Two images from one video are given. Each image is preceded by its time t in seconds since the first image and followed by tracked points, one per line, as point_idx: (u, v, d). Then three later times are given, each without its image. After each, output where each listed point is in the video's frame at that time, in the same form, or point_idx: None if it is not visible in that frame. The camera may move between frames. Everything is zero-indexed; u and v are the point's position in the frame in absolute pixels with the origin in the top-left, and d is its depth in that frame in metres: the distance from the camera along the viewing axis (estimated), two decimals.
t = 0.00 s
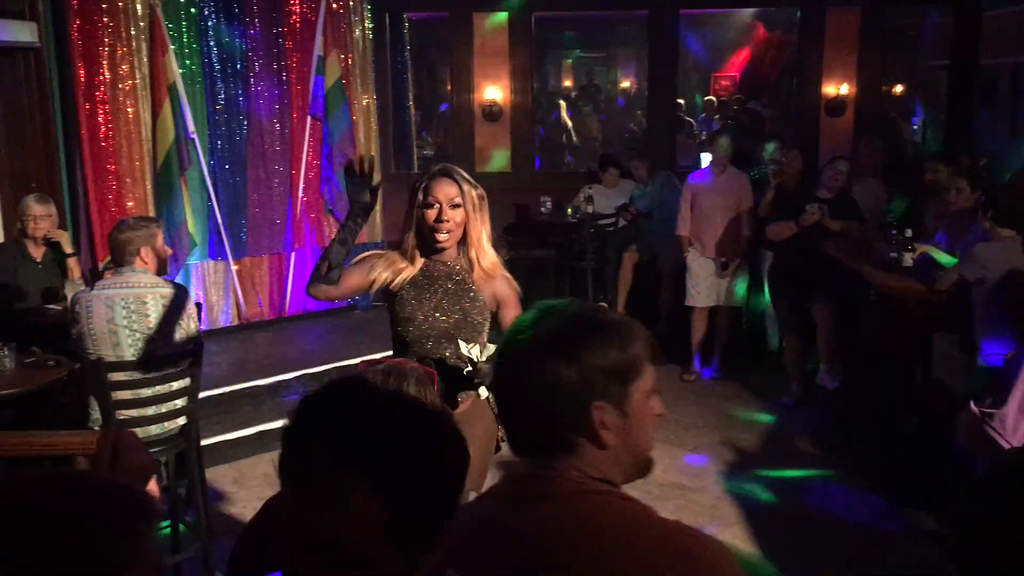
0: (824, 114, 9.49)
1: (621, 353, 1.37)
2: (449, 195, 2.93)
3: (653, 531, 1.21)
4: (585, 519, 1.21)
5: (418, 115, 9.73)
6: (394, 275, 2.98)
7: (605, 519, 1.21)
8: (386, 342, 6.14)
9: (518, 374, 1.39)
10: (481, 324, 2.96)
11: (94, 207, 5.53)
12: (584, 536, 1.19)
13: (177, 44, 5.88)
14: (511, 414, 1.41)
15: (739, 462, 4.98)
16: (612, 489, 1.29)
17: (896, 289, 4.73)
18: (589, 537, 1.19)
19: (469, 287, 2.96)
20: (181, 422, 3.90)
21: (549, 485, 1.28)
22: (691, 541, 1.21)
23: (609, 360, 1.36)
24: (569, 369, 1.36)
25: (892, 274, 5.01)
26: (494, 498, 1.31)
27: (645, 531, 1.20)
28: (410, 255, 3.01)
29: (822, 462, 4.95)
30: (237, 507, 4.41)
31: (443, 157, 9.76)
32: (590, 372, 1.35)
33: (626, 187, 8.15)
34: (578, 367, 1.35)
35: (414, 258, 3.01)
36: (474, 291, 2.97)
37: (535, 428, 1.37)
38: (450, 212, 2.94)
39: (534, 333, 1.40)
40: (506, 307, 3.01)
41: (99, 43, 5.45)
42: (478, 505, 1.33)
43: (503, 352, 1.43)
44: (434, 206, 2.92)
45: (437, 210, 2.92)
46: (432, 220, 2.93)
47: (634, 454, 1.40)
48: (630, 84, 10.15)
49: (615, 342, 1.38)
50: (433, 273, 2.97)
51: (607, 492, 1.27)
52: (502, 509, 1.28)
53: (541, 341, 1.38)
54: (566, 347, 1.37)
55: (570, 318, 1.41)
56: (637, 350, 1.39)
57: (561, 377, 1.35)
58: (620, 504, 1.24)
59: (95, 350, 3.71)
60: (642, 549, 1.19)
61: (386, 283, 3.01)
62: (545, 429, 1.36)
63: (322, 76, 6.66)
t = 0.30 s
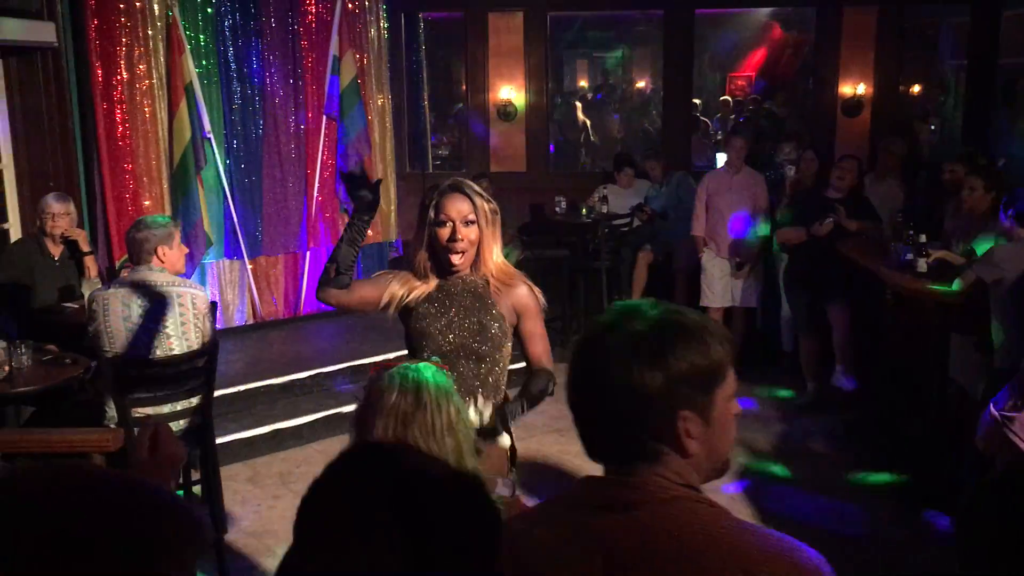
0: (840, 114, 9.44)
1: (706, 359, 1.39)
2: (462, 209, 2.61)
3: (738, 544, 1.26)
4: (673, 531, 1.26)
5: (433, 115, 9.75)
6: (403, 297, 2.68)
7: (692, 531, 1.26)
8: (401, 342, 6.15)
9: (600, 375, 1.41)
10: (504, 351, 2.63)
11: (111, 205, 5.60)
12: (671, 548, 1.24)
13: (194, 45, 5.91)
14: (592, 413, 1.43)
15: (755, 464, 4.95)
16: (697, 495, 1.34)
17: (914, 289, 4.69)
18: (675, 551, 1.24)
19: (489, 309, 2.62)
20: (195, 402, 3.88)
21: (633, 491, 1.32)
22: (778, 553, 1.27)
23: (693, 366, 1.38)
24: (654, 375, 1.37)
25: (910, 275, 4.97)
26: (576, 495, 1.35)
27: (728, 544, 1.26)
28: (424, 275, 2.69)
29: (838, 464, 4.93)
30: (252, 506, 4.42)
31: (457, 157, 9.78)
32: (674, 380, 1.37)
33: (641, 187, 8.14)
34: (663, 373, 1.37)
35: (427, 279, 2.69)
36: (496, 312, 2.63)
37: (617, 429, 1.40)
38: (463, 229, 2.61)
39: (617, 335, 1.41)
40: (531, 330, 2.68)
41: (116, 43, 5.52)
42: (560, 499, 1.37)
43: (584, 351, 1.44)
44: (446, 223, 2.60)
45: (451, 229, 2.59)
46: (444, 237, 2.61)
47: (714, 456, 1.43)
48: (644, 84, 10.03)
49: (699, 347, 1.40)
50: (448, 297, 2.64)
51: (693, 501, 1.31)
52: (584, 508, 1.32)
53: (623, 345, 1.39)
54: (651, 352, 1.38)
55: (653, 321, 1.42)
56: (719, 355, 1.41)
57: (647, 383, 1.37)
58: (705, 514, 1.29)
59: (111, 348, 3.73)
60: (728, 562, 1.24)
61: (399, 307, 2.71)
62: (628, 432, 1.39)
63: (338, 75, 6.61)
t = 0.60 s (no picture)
0: (850, 115, 9.42)
1: (769, 366, 1.40)
2: (486, 217, 2.61)
3: (809, 553, 1.27)
4: (741, 539, 1.27)
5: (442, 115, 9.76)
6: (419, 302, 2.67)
7: (763, 540, 1.27)
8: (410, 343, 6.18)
9: (661, 376, 1.40)
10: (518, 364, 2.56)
11: (122, 205, 5.61)
12: (742, 555, 1.26)
13: (204, 45, 5.94)
14: (644, 417, 1.43)
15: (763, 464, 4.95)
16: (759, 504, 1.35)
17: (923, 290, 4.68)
18: (746, 559, 1.25)
19: (501, 320, 2.57)
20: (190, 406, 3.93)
21: (696, 499, 1.33)
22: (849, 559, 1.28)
23: (760, 373, 1.38)
24: (720, 383, 1.38)
25: (920, 275, 4.96)
26: (637, 496, 1.38)
27: (799, 555, 1.27)
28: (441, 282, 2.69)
29: (847, 465, 4.92)
30: (261, 505, 4.44)
31: (467, 157, 9.79)
32: (741, 387, 1.38)
33: (650, 188, 8.13)
34: (731, 380, 1.38)
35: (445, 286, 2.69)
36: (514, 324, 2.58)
37: (677, 433, 1.40)
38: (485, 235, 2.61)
39: (678, 340, 1.41)
40: (547, 347, 2.61)
41: (127, 44, 5.53)
42: (619, 500, 1.39)
43: (644, 350, 1.44)
44: (467, 230, 2.61)
45: (471, 235, 2.60)
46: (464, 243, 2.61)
47: (774, 463, 1.45)
48: (653, 83, 9.98)
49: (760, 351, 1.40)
50: (464, 302, 2.61)
51: (760, 512, 1.32)
52: (642, 514, 1.34)
53: (683, 351, 1.40)
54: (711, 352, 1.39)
55: (712, 324, 1.42)
56: (780, 358, 1.41)
57: (714, 390, 1.37)
58: (773, 524, 1.30)
59: (122, 347, 3.76)
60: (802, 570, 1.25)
61: (416, 314, 2.69)
62: (687, 436, 1.39)
63: (347, 76, 6.64)
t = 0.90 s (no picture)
0: (858, 114, 9.42)
1: (801, 365, 1.40)
2: (523, 216, 2.60)
3: (837, 553, 1.27)
4: (770, 538, 1.27)
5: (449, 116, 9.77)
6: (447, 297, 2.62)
7: (795, 542, 1.27)
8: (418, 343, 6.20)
9: (697, 376, 1.40)
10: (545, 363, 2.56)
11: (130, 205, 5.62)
12: (771, 554, 1.25)
13: (212, 45, 5.94)
14: (673, 415, 1.44)
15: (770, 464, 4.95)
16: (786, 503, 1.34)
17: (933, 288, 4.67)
18: (777, 558, 1.25)
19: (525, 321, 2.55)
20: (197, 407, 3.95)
21: (721, 498, 1.33)
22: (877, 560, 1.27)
23: (789, 373, 1.39)
24: (755, 382, 1.38)
25: (929, 275, 4.95)
26: (662, 496, 1.37)
27: (832, 556, 1.26)
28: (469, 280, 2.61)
29: (854, 464, 4.92)
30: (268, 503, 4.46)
31: (474, 157, 9.79)
32: (774, 388, 1.38)
33: (657, 187, 8.12)
34: (763, 380, 1.38)
35: (470, 283, 2.61)
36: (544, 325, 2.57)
37: (705, 433, 1.40)
38: (519, 235, 2.59)
39: (712, 342, 1.41)
40: (574, 348, 2.61)
41: (135, 44, 5.54)
42: (644, 500, 1.39)
43: (675, 350, 1.45)
44: (504, 229, 2.58)
45: (507, 234, 2.57)
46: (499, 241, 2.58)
47: (799, 464, 1.45)
48: (661, 83, 10.04)
49: (791, 353, 1.40)
50: (496, 299, 2.57)
51: (787, 511, 1.32)
52: (668, 512, 1.34)
53: (716, 353, 1.40)
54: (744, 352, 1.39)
55: (744, 325, 1.42)
56: (808, 358, 1.41)
57: (747, 390, 1.38)
58: (801, 524, 1.30)
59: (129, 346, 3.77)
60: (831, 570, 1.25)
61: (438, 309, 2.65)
62: (717, 435, 1.40)
63: (355, 76, 6.64)
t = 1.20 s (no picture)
0: (861, 114, 9.41)
1: (817, 370, 1.41)
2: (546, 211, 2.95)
3: (847, 554, 1.26)
4: (777, 536, 1.27)
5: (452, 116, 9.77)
6: (529, 288, 2.68)
7: (802, 540, 1.26)
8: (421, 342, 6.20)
9: (716, 376, 1.40)
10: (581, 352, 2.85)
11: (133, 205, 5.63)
12: (778, 552, 1.25)
13: (215, 45, 5.95)
14: (684, 414, 1.45)
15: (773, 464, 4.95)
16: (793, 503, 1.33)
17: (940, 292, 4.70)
18: (784, 556, 1.25)
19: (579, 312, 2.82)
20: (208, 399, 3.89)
21: (728, 497, 1.32)
22: (888, 560, 1.26)
23: (802, 383, 1.40)
24: (778, 381, 1.39)
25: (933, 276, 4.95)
26: (668, 495, 1.36)
27: (840, 556, 1.26)
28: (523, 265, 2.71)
29: (857, 464, 4.92)
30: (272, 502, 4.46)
31: (477, 157, 9.78)
32: (800, 390, 1.39)
33: (660, 187, 8.12)
34: (787, 380, 1.39)
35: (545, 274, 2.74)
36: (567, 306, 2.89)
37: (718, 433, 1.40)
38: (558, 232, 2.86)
39: (732, 343, 1.41)
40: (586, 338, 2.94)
41: (139, 44, 5.55)
42: (649, 498, 1.37)
43: (688, 350, 1.45)
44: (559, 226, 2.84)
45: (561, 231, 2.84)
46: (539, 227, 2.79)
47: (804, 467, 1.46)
48: (665, 84, 9.98)
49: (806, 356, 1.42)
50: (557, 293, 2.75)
51: (795, 511, 1.30)
52: (673, 510, 1.34)
53: (734, 356, 1.40)
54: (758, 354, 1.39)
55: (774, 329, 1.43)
56: (818, 368, 1.42)
57: (770, 388, 1.38)
58: (809, 523, 1.29)
59: (132, 345, 3.78)
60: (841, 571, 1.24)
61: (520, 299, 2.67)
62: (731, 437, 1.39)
63: (357, 75, 6.62)
